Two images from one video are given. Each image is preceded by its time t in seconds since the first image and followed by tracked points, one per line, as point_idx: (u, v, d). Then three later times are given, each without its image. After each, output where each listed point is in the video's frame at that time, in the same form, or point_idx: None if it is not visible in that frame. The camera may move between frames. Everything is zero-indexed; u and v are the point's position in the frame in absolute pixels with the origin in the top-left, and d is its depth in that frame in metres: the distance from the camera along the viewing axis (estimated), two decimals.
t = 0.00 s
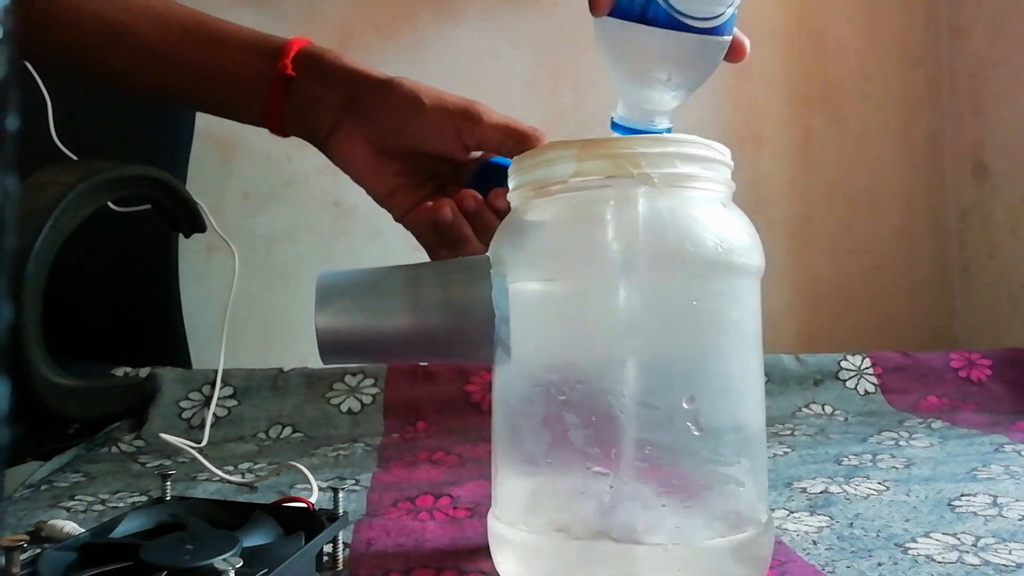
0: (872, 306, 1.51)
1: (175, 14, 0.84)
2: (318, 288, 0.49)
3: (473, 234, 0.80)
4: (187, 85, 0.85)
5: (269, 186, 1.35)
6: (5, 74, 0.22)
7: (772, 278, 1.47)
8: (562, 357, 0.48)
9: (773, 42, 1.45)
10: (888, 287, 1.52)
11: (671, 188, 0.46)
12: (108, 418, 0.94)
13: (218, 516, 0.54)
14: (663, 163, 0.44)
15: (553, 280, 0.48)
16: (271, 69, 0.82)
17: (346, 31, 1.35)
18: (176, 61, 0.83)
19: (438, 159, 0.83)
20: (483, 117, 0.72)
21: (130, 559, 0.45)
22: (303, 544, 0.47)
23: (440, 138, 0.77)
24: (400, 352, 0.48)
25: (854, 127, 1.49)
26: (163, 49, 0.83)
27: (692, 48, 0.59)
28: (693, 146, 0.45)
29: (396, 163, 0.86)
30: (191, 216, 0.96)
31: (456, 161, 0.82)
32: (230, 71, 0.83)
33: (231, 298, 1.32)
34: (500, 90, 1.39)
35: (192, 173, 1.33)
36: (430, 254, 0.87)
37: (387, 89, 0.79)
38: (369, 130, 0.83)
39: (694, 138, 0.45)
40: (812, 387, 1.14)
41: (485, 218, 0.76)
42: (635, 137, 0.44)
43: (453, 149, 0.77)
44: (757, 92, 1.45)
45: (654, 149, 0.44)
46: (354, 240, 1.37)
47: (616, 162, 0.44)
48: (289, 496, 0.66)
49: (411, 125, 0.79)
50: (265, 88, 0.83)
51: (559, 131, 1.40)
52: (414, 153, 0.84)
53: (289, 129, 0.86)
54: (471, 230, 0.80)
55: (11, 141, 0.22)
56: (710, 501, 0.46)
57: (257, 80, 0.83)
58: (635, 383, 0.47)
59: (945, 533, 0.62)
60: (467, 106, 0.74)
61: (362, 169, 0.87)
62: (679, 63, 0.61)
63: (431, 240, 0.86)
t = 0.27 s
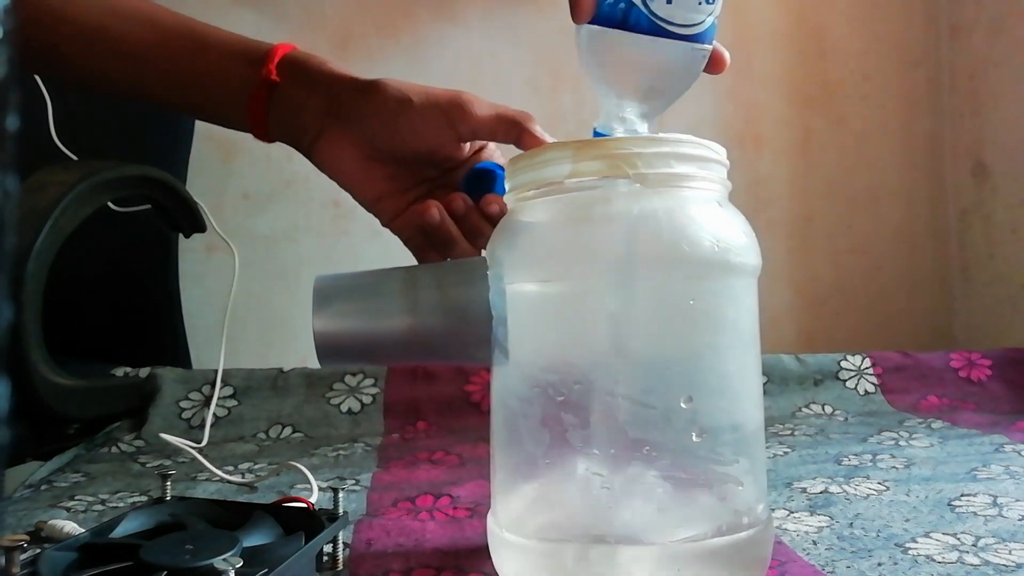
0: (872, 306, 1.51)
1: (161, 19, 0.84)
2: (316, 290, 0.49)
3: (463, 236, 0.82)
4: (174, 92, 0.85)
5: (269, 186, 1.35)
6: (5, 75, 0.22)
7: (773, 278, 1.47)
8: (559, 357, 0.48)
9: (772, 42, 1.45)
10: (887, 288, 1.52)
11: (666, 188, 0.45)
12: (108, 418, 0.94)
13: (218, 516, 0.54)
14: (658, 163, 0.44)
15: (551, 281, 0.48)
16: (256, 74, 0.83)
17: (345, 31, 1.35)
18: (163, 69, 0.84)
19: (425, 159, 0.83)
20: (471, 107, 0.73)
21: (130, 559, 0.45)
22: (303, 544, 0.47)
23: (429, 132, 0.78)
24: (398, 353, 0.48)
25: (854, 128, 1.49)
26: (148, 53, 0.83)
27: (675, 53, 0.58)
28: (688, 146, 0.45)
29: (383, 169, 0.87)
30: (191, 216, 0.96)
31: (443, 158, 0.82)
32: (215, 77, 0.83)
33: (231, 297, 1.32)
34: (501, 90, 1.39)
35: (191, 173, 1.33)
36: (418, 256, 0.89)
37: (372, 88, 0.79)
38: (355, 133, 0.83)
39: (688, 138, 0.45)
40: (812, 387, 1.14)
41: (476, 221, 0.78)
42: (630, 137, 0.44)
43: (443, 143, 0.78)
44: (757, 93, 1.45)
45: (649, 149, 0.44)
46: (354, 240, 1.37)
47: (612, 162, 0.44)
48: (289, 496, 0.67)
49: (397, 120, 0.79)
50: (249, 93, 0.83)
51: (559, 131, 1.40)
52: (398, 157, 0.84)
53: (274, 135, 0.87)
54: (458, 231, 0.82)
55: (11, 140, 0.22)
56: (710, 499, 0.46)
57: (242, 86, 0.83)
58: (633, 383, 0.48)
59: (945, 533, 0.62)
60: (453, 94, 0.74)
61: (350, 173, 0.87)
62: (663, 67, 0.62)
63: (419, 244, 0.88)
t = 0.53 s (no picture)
0: (872, 306, 1.51)
1: (123, 7, 0.79)
2: (316, 291, 0.49)
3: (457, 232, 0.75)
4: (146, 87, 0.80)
5: (269, 186, 1.35)
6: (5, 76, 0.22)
7: (773, 278, 1.47)
8: (559, 357, 0.48)
9: (772, 42, 1.45)
10: (887, 288, 1.52)
11: (666, 188, 0.45)
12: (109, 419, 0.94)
13: (218, 516, 0.54)
14: (658, 163, 0.44)
15: (551, 280, 0.48)
16: (234, 71, 0.79)
17: (345, 32, 1.35)
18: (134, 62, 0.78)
19: (410, 154, 0.82)
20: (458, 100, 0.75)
21: (130, 559, 0.45)
22: (303, 544, 0.47)
23: (414, 122, 0.78)
24: (397, 354, 0.48)
25: (854, 128, 1.49)
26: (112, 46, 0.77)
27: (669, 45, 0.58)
28: (688, 147, 0.45)
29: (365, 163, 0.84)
30: (191, 215, 0.96)
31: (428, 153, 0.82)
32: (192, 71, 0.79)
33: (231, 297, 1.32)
34: (501, 90, 1.39)
35: (192, 173, 1.33)
36: (408, 251, 0.85)
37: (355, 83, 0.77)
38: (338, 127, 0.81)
39: (688, 138, 0.45)
40: (812, 387, 1.14)
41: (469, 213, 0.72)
42: (630, 138, 0.44)
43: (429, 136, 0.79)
44: (757, 93, 1.45)
45: (649, 150, 0.44)
46: (354, 240, 1.37)
47: (612, 162, 0.44)
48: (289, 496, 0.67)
49: (382, 114, 0.78)
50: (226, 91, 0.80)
51: (559, 131, 1.40)
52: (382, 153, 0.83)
53: (252, 131, 0.83)
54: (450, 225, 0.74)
55: (11, 141, 0.22)
56: (711, 498, 0.46)
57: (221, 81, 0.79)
58: (632, 383, 0.48)
59: (945, 533, 0.62)
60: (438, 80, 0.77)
61: (332, 170, 0.84)
62: (661, 65, 0.62)
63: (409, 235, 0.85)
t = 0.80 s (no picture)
0: (871, 306, 1.51)
1: None
2: (316, 291, 0.49)
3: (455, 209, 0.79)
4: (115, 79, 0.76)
5: (269, 186, 1.35)
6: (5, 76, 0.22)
7: (773, 278, 1.47)
8: (559, 358, 0.48)
9: (772, 42, 1.45)
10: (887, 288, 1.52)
11: (666, 188, 0.45)
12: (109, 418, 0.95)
13: (218, 516, 0.53)
14: (658, 163, 0.44)
15: (551, 280, 0.48)
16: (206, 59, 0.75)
17: (345, 32, 1.35)
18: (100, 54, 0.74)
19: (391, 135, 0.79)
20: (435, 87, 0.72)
21: (130, 559, 0.45)
22: (302, 544, 0.47)
23: (395, 108, 0.75)
24: (397, 354, 0.48)
25: (854, 128, 1.49)
26: (77, 38, 0.73)
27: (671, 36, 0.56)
28: (688, 147, 0.45)
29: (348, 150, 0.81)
30: (190, 215, 0.96)
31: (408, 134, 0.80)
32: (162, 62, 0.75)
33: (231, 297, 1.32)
34: (501, 90, 1.39)
35: (192, 173, 1.33)
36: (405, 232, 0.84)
37: (331, 71, 0.74)
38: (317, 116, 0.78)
39: (688, 138, 0.45)
40: (812, 387, 1.14)
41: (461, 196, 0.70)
42: (630, 138, 0.43)
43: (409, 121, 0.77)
44: (757, 93, 1.45)
45: (649, 150, 0.44)
46: (354, 239, 1.37)
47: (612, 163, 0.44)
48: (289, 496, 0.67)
49: (362, 102, 0.75)
50: (199, 84, 0.76)
51: (559, 131, 1.40)
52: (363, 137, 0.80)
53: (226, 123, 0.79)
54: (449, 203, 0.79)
55: (11, 141, 0.22)
56: (711, 497, 0.46)
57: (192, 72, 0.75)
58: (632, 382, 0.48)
59: (945, 533, 0.62)
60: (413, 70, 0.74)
61: (313, 161, 0.81)
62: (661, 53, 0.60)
63: (403, 218, 0.83)
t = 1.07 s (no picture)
0: (871, 306, 1.51)
1: None
2: (316, 291, 0.49)
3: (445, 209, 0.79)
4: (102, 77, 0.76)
5: (269, 186, 1.35)
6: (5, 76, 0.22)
7: (773, 278, 1.47)
8: (558, 358, 0.48)
9: (772, 42, 1.45)
10: (887, 288, 1.52)
11: (666, 188, 0.45)
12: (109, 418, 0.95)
13: (218, 516, 0.53)
14: (658, 163, 0.44)
15: (551, 280, 0.48)
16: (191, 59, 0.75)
17: (345, 32, 1.35)
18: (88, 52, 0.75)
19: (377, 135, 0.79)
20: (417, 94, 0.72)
21: (130, 559, 0.45)
22: (302, 544, 0.47)
23: (379, 112, 0.75)
24: (396, 354, 0.48)
25: (854, 128, 1.49)
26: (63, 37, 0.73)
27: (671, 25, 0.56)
28: (688, 146, 0.45)
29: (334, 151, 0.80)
30: (189, 214, 0.96)
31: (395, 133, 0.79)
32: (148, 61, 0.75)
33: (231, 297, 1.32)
34: (501, 90, 1.39)
35: (192, 173, 1.34)
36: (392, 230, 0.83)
37: (315, 72, 0.73)
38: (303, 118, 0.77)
39: (688, 138, 0.45)
40: (812, 387, 1.14)
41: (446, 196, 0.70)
42: (630, 138, 0.44)
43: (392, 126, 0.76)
44: (757, 93, 1.45)
45: (649, 150, 0.44)
46: (354, 239, 1.37)
47: (612, 162, 0.44)
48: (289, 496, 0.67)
49: (345, 103, 0.74)
50: (185, 83, 0.76)
51: (559, 131, 1.40)
52: (349, 136, 0.79)
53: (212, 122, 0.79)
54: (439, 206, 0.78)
55: (10, 140, 0.22)
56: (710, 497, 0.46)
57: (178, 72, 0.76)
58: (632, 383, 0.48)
59: (945, 533, 0.62)
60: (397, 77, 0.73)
61: (299, 162, 0.81)
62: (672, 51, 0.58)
63: (391, 219, 0.82)
